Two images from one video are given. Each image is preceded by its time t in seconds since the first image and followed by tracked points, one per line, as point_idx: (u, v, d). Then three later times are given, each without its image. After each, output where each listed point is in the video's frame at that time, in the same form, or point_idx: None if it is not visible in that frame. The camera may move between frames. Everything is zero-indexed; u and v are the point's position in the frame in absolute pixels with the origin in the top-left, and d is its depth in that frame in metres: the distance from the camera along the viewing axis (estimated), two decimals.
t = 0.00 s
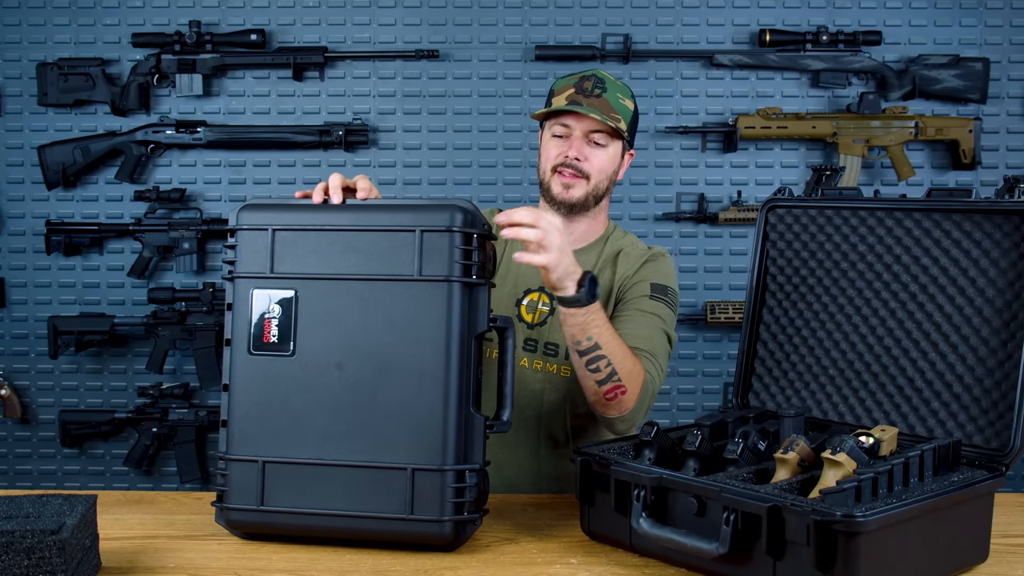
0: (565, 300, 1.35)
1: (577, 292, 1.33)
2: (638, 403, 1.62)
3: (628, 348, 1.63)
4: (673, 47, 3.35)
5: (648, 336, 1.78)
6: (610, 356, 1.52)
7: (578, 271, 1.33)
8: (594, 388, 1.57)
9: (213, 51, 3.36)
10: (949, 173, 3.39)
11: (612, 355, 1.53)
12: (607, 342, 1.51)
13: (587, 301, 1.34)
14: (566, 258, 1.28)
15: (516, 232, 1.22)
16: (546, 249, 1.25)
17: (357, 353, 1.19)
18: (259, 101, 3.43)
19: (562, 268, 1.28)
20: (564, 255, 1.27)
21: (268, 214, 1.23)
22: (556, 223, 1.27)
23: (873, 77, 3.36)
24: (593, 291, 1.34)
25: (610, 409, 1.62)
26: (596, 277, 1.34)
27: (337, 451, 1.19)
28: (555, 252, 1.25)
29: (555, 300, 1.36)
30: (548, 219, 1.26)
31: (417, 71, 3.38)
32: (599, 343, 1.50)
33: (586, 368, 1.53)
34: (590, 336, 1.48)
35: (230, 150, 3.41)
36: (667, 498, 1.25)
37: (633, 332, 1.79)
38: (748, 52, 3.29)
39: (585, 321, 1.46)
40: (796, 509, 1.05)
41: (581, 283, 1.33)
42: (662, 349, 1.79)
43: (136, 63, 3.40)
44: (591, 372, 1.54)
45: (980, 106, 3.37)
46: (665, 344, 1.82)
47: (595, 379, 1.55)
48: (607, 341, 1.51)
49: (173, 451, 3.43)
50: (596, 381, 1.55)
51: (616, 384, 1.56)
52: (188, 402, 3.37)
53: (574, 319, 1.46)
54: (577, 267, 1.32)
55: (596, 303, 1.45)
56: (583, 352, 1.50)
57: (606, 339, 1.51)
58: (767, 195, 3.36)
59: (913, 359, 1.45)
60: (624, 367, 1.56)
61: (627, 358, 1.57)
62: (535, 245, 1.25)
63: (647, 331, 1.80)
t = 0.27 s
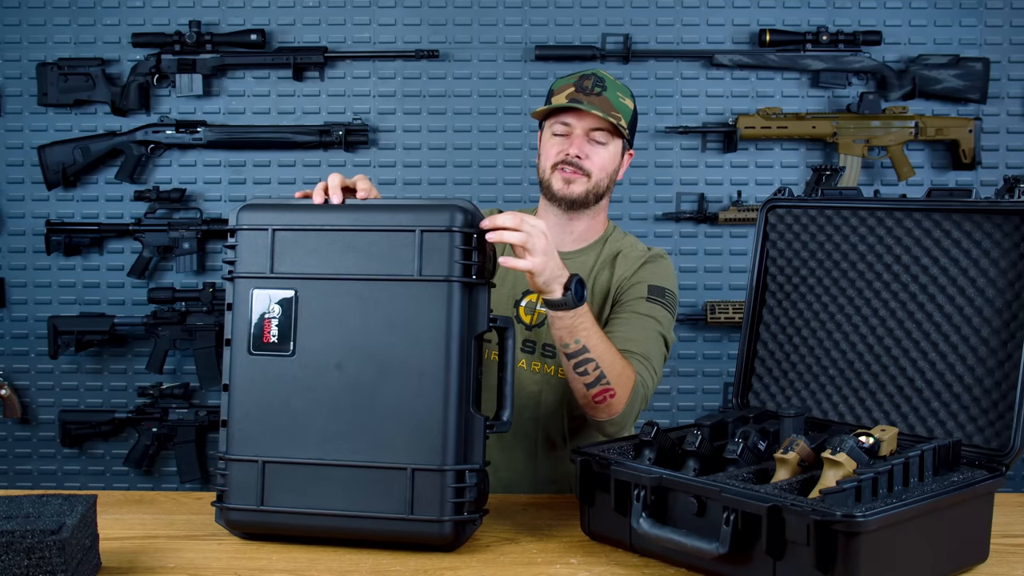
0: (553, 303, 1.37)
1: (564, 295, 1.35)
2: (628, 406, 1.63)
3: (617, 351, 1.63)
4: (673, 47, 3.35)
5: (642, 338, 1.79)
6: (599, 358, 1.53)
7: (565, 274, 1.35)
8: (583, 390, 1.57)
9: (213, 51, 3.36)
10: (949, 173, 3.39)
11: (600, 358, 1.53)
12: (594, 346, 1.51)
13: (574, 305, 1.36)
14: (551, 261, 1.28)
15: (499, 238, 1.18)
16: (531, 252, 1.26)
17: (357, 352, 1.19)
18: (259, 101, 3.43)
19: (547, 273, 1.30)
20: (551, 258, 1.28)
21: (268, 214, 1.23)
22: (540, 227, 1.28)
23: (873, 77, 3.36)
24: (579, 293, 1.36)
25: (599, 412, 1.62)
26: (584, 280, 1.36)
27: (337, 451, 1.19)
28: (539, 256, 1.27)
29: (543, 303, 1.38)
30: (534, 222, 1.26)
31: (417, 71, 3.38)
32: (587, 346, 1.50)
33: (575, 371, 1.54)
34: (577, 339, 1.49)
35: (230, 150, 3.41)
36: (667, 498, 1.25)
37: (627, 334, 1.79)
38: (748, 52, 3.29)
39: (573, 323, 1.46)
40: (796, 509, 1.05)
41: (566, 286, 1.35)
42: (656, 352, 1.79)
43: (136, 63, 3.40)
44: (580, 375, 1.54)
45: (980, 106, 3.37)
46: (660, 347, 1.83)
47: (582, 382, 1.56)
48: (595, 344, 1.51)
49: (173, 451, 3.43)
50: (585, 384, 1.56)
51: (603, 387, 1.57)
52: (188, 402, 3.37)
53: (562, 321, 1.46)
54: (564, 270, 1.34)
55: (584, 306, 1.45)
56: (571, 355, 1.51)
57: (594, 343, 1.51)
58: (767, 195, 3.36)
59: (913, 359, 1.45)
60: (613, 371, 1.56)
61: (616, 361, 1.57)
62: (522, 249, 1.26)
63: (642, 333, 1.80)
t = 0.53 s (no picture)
0: (548, 306, 1.39)
1: (558, 300, 1.37)
2: (617, 411, 1.62)
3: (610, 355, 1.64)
4: (673, 47, 3.35)
5: (636, 342, 1.79)
6: (590, 362, 1.53)
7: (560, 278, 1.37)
8: (573, 394, 1.58)
9: (213, 51, 3.36)
10: (949, 173, 3.39)
11: (591, 362, 1.53)
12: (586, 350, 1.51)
13: (568, 308, 1.38)
14: (547, 266, 1.30)
15: (499, 241, 1.18)
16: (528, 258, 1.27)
17: (357, 352, 1.19)
18: (259, 101, 3.43)
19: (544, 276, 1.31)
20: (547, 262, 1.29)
21: (268, 214, 1.23)
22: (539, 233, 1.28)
23: (873, 77, 3.36)
24: (573, 298, 1.38)
25: (588, 415, 1.63)
26: (578, 285, 1.38)
27: (337, 451, 1.19)
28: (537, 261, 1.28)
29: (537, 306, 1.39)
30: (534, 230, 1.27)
31: (417, 71, 3.38)
32: (578, 349, 1.51)
33: (566, 374, 1.55)
34: (570, 342, 1.49)
35: (230, 150, 3.41)
36: (667, 498, 1.25)
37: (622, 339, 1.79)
38: (748, 52, 3.29)
39: (567, 327, 1.47)
40: (796, 509, 1.05)
41: (561, 290, 1.37)
42: (652, 356, 1.79)
43: (136, 63, 3.40)
44: (570, 378, 1.55)
45: (980, 106, 3.37)
46: (657, 350, 1.83)
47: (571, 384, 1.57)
48: (587, 348, 1.51)
49: (173, 451, 3.43)
50: (575, 387, 1.57)
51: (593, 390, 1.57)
52: (188, 402, 3.37)
53: (555, 325, 1.46)
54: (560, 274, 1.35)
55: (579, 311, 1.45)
56: (563, 358, 1.51)
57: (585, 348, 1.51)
58: (767, 195, 3.36)
59: (913, 359, 1.45)
60: (603, 375, 1.57)
61: (608, 365, 1.58)
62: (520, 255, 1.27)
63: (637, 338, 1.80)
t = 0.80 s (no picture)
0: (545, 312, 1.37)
1: (553, 306, 1.35)
2: (622, 411, 1.62)
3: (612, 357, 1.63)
4: (673, 47, 3.35)
5: (639, 341, 1.78)
6: (589, 365, 1.53)
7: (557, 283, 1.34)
8: (575, 397, 1.58)
9: (213, 51, 3.36)
10: (949, 173, 3.39)
11: (591, 365, 1.53)
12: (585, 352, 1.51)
13: (561, 315, 1.36)
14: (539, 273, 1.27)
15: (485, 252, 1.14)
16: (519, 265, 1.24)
17: (357, 352, 1.19)
18: (259, 101, 3.43)
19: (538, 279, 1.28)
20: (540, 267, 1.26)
21: (268, 214, 1.23)
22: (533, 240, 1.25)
23: (873, 77, 3.36)
24: (568, 304, 1.36)
25: (593, 416, 1.63)
26: (574, 292, 1.36)
27: (337, 451, 1.19)
28: (526, 270, 1.25)
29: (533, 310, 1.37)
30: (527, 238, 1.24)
31: (417, 71, 3.38)
32: (577, 353, 1.50)
33: (567, 377, 1.55)
34: (568, 346, 1.49)
35: (230, 150, 3.41)
36: (667, 498, 1.25)
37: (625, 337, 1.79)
38: (748, 52, 3.29)
39: (564, 331, 1.47)
40: (796, 509, 1.05)
41: (557, 297, 1.34)
42: (654, 354, 1.79)
43: (136, 63, 3.40)
44: (572, 382, 1.55)
45: (980, 106, 3.37)
46: (659, 349, 1.82)
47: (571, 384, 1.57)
48: (586, 351, 1.51)
49: (173, 451, 3.43)
50: (577, 391, 1.57)
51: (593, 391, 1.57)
52: (188, 402, 3.37)
53: (552, 329, 1.46)
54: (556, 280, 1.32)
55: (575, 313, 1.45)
56: (563, 362, 1.51)
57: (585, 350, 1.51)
58: (767, 195, 3.36)
59: (913, 359, 1.45)
60: (605, 378, 1.57)
61: (610, 367, 1.58)
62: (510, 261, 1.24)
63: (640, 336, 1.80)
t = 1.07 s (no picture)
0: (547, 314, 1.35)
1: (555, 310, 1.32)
2: (623, 415, 1.63)
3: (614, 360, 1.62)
4: (673, 47, 3.35)
5: (639, 342, 1.79)
6: (592, 368, 1.52)
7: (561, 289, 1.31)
8: (578, 399, 1.58)
9: (213, 51, 3.36)
10: (949, 173, 3.39)
11: (593, 367, 1.52)
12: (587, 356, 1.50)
13: (564, 319, 1.33)
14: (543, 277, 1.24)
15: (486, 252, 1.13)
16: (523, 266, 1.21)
17: (357, 352, 1.19)
18: (259, 101, 3.43)
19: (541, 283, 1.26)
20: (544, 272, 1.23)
21: (268, 214, 1.23)
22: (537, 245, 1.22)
23: (873, 77, 3.36)
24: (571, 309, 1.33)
25: (596, 420, 1.64)
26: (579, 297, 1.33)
27: (337, 451, 1.19)
28: (527, 273, 1.22)
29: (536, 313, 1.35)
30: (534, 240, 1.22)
31: (417, 71, 3.38)
32: (579, 356, 1.49)
33: (569, 380, 1.54)
34: (570, 349, 1.48)
35: (230, 150, 3.41)
36: (667, 498, 1.25)
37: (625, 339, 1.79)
38: (748, 52, 3.29)
39: (566, 335, 1.45)
40: (796, 509, 1.05)
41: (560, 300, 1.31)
42: (655, 356, 1.79)
43: (136, 63, 3.40)
44: (574, 384, 1.54)
45: (980, 106, 3.37)
46: (659, 350, 1.83)
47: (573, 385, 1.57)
48: (588, 354, 1.50)
49: (173, 451, 3.43)
50: (580, 393, 1.56)
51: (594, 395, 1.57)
52: (188, 402, 3.37)
53: (554, 334, 1.44)
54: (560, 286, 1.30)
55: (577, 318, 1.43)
56: (565, 365, 1.51)
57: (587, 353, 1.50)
58: (767, 195, 3.36)
59: (913, 359, 1.45)
60: (608, 380, 1.56)
61: (613, 368, 1.57)
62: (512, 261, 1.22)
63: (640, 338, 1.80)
